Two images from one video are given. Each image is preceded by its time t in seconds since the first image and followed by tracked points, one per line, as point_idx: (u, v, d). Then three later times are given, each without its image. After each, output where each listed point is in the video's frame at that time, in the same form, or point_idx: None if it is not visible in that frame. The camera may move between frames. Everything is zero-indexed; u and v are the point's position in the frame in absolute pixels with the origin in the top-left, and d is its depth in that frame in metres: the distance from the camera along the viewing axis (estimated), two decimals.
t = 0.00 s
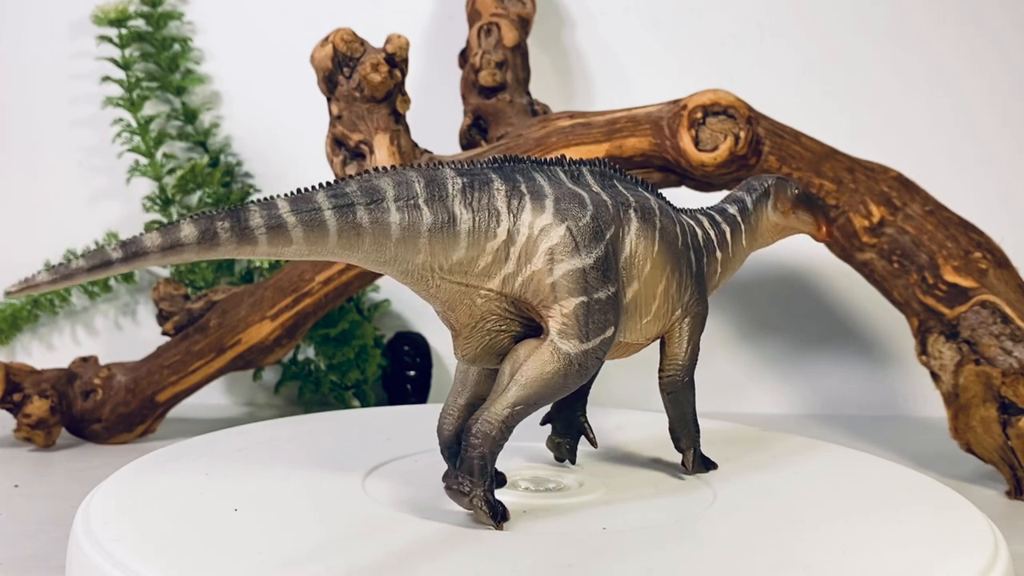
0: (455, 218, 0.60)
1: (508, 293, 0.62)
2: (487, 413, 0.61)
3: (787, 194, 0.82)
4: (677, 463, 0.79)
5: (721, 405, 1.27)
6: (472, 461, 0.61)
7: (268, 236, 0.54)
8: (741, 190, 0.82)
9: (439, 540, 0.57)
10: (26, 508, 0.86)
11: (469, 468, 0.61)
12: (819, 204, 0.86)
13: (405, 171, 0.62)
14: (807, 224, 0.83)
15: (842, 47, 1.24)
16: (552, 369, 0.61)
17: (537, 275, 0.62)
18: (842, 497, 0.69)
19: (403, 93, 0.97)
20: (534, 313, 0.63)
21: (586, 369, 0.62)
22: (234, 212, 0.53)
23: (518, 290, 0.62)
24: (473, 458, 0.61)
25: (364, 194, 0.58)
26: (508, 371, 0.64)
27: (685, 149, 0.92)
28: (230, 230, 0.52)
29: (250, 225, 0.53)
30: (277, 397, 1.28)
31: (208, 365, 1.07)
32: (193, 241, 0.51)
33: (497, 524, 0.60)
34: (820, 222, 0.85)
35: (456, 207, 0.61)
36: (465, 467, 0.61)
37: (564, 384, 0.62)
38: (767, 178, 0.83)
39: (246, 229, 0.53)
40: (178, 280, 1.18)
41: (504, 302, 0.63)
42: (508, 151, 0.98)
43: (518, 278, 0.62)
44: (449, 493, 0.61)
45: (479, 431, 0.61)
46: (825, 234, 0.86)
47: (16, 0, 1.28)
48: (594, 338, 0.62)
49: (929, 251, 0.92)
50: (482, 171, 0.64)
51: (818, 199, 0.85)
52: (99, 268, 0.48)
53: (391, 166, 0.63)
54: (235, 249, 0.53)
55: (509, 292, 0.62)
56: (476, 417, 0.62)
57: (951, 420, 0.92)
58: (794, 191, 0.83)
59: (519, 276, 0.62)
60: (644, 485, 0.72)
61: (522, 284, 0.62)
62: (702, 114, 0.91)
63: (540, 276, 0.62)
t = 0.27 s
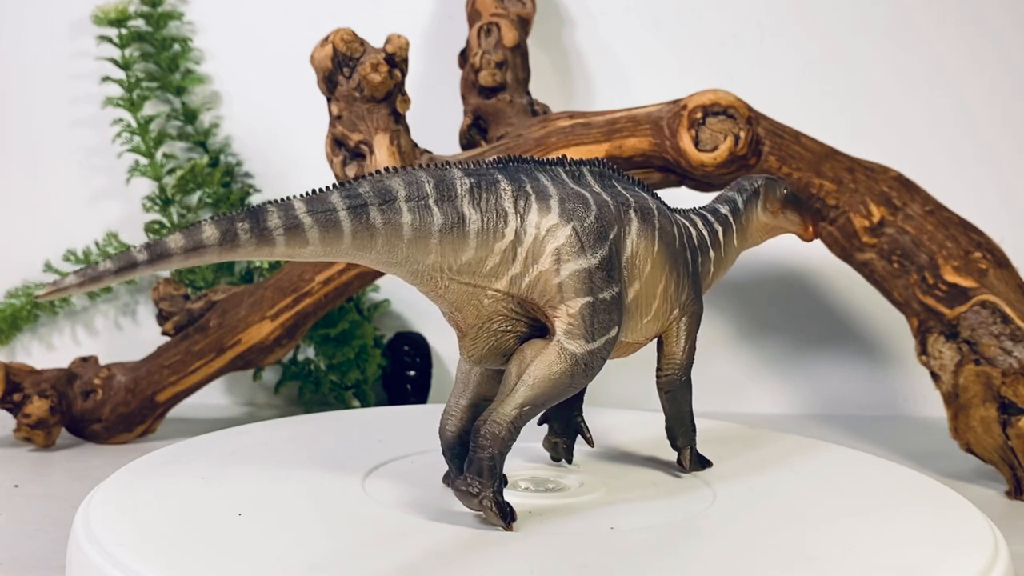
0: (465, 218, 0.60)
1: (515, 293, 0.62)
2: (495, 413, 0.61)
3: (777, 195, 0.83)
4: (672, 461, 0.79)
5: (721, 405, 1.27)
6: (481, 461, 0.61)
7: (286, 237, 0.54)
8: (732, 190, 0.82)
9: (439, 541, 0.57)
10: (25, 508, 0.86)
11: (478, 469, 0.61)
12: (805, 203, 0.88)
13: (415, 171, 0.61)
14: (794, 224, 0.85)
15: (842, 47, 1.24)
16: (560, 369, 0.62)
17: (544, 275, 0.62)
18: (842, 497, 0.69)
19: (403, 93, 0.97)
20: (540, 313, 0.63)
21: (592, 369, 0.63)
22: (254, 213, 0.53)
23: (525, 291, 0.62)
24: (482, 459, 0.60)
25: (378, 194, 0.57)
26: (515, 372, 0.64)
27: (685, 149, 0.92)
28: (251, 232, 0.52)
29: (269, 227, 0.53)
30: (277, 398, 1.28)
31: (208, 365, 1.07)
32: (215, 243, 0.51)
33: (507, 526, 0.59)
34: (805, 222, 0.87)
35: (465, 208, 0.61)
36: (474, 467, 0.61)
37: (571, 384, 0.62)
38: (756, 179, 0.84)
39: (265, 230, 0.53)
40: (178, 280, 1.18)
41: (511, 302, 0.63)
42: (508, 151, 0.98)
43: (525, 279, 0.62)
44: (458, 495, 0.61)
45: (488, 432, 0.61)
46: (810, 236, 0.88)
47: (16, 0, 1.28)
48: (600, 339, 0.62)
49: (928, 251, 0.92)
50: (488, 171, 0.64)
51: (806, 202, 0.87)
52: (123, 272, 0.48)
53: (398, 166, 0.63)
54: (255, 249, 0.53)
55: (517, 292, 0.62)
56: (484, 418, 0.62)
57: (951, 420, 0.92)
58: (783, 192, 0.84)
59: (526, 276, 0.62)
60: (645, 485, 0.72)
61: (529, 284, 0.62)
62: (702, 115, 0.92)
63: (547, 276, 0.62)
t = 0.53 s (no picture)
0: (473, 218, 0.60)
1: (522, 293, 0.62)
2: (503, 414, 0.61)
3: (766, 195, 0.83)
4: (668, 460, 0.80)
5: (721, 405, 1.27)
6: (490, 462, 0.61)
7: (305, 238, 0.54)
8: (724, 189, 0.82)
9: (438, 541, 0.57)
10: (25, 508, 0.86)
11: (487, 470, 0.61)
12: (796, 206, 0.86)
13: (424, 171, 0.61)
14: (781, 223, 0.83)
15: (842, 47, 1.24)
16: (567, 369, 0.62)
17: (551, 275, 0.62)
18: (842, 497, 0.69)
19: (403, 93, 0.97)
20: (546, 313, 0.63)
21: (597, 369, 0.63)
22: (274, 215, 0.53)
23: (531, 291, 0.62)
24: (491, 460, 0.61)
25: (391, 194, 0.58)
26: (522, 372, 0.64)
27: (685, 149, 0.92)
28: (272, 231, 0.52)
29: (288, 227, 0.53)
30: (277, 398, 1.28)
31: (208, 365, 1.07)
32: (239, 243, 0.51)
33: (515, 526, 0.60)
34: (795, 224, 0.84)
35: (473, 208, 0.61)
36: (483, 468, 0.61)
37: (577, 384, 0.62)
38: (746, 179, 0.83)
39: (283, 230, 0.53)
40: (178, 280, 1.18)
41: (517, 302, 0.63)
42: (508, 151, 0.98)
43: (532, 279, 0.62)
44: (467, 496, 0.61)
45: (496, 433, 0.61)
46: (801, 237, 0.84)
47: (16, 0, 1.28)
48: (605, 339, 0.62)
49: (928, 251, 0.92)
50: (494, 172, 0.64)
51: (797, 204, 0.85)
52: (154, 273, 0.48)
53: (407, 167, 0.63)
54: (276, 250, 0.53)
55: (524, 292, 0.62)
56: (492, 419, 0.62)
57: (951, 420, 0.92)
58: (772, 192, 0.83)
59: (532, 276, 0.62)
60: (644, 485, 0.72)
61: (535, 284, 0.62)
62: (702, 114, 0.91)
63: (553, 276, 0.62)
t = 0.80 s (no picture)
0: (483, 218, 0.60)
1: (530, 293, 0.62)
2: (511, 415, 0.62)
3: (754, 195, 0.84)
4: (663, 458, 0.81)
5: (721, 405, 1.27)
6: (500, 463, 0.60)
7: (325, 239, 0.54)
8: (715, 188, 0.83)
9: (439, 541, 0.57)
10: (25, 508, 0.86)
11: (496, 471, 0.61)
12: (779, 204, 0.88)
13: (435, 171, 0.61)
14: (769, 224, 0.85)
15: (842, 47, 1.24)
16: (574, 369, 0.62)
17: (558, 275, 0.62)
18: (843, 497, 0.69)
19: (403, 93, 0.97)
20: (552, 313, 0.64)
21: (603, 368, 0.63)
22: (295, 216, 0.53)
23: (539, 291, 0.62)
24: (500, 461, 0.60)
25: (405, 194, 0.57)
26: (529, 372, 0.64)
27: (685, 149, 0.92)
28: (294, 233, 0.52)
29: (309, 228, 0.53)
30: (277, 398, 1.28)
31: (208, 365, 1.07)
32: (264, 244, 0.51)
33: (525, 527, 0.60)
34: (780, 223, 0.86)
35: (483, 208, 0.61)
36: (492, 469, 0.61)
37: (584, 384, 0.62)
38: (735, 179, 0.84)
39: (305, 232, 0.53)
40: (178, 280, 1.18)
41: (524, 302, 0.63)
42: (508, 151, 0.98)
43: (539, 279, 0.62)
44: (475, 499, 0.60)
45: (504, 434, 0.61)
46: (787, 236, 0.86)
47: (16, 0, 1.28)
48: (610, 338, 0.63)
49: (928, 251, 0.92)
50: (500, 172, 0.64)
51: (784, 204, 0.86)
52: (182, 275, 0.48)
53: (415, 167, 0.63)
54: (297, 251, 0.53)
55: (531, 292, 0.62)
56: (500, 420, 0.62)
57: (951, 420, 0.92)
58: (759, 192, 0.84)
59: (540, 276, 0.62)
60: (645, 485, 0.72)
61: (542, 285, 0.62)
62: (702, 114, 0.91)
63: (559, 276, 0.62)
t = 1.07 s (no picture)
0: (493, 219, 0.60)
1: (537, 293, 0.62)
2: (518, 416, 0.62)
3: (742, 195, 0.84)
4: (657, 457, 0.81)
5: (721, 405, 1.27)
6: (509, 464, 0.61)
7: (346, 240, 0.54)
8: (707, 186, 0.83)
9: (439, 540, 0.57)
10: (25, 508, 0.86)
11: (506, 471, 0.61)
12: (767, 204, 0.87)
13: (445, 172, 0.61)
14: (756, 223, 0.85)
15: (842, 47, 1.24)
16: (580, 368, 0.63)
17: (564, 275, 0.62)
18: (843, 497, 0.69)
19: (403, 93, 0.97)
20: (558, 313, 0.64)
21: (607, 367, 0.64)
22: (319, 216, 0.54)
23: (546, 291, 0.62)
24: (509, 461, 0.61)
25: (419, 194, 0.57)
26: (536, 372, 0.64)
27: (685, 149, 0.92)
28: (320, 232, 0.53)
29: (331, 229, 0.53)
30: (277, 398, 1.28)
31: (208, 365, 1.07)
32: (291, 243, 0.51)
33: (535, 527, 0.60)
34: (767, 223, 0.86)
35: (493, 208, 0.61)
36: (501, 469, 0.61)
37: (589, 383, 0.63)
38: (724, 179, 0.84)
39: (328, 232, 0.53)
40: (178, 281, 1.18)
41: (531, 303, 0.63)
42: (508, 151, 0.98)
43: (547, 279, 0.62)
44: (483, 500, 0.61)
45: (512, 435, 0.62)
46: (773, 235, 0.86)
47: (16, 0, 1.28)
48: (614, 338, 0.63)
49: (928, 251, 0.92)
50: (506, 171, 0.64)
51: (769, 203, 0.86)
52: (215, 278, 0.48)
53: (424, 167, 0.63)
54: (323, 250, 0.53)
55: (539, 293, 0.63)
56: (509, 421, 0.62)
57: (951, 420, 0.92)
58: (747, 192, 0.84)
59: (547, 276, 0.62)
60: (645, 485, 0.72)
61: (550, 285, 0.62)
62: (702, 115, 0.91)
63: (566, 276, 0.62)
